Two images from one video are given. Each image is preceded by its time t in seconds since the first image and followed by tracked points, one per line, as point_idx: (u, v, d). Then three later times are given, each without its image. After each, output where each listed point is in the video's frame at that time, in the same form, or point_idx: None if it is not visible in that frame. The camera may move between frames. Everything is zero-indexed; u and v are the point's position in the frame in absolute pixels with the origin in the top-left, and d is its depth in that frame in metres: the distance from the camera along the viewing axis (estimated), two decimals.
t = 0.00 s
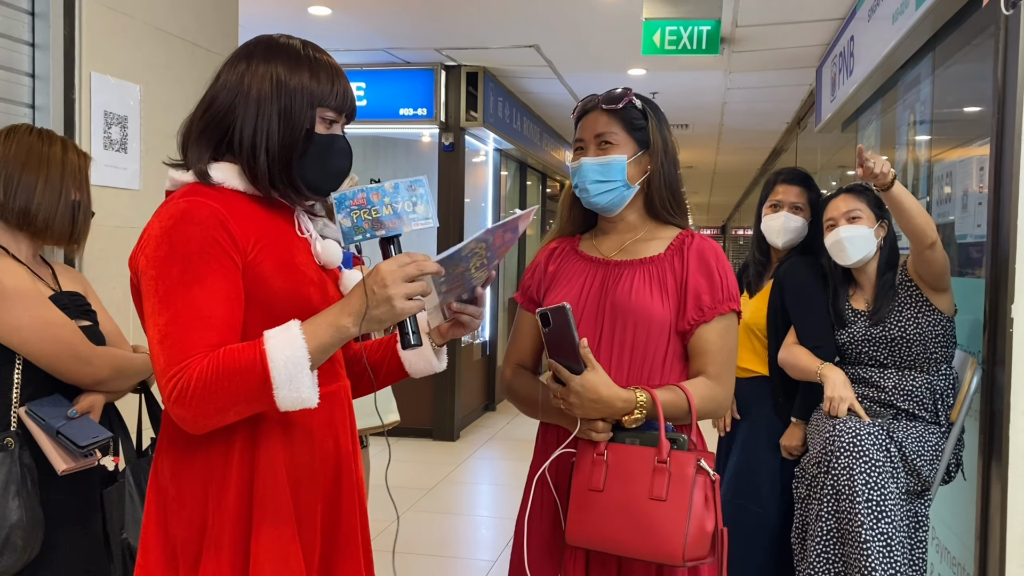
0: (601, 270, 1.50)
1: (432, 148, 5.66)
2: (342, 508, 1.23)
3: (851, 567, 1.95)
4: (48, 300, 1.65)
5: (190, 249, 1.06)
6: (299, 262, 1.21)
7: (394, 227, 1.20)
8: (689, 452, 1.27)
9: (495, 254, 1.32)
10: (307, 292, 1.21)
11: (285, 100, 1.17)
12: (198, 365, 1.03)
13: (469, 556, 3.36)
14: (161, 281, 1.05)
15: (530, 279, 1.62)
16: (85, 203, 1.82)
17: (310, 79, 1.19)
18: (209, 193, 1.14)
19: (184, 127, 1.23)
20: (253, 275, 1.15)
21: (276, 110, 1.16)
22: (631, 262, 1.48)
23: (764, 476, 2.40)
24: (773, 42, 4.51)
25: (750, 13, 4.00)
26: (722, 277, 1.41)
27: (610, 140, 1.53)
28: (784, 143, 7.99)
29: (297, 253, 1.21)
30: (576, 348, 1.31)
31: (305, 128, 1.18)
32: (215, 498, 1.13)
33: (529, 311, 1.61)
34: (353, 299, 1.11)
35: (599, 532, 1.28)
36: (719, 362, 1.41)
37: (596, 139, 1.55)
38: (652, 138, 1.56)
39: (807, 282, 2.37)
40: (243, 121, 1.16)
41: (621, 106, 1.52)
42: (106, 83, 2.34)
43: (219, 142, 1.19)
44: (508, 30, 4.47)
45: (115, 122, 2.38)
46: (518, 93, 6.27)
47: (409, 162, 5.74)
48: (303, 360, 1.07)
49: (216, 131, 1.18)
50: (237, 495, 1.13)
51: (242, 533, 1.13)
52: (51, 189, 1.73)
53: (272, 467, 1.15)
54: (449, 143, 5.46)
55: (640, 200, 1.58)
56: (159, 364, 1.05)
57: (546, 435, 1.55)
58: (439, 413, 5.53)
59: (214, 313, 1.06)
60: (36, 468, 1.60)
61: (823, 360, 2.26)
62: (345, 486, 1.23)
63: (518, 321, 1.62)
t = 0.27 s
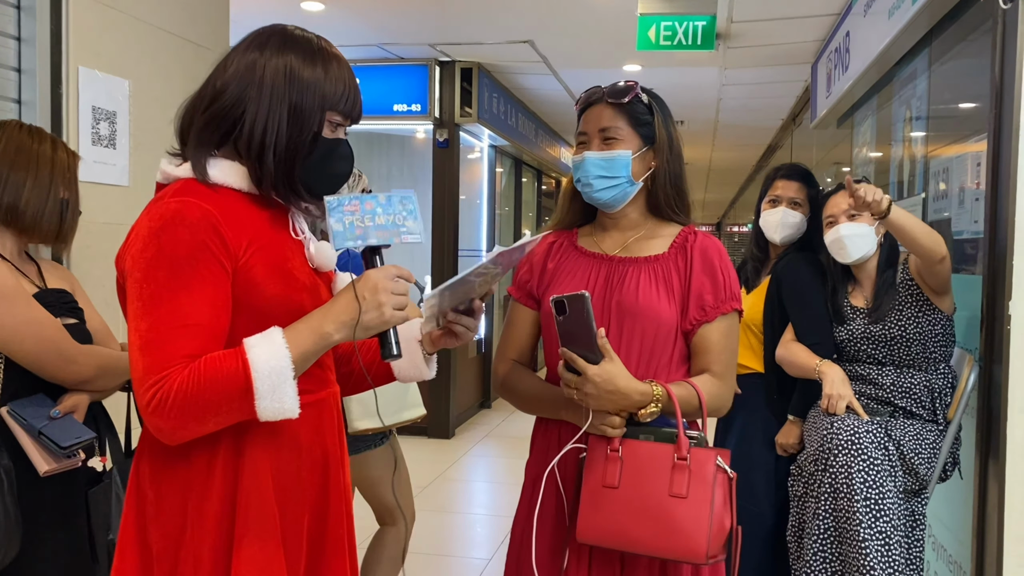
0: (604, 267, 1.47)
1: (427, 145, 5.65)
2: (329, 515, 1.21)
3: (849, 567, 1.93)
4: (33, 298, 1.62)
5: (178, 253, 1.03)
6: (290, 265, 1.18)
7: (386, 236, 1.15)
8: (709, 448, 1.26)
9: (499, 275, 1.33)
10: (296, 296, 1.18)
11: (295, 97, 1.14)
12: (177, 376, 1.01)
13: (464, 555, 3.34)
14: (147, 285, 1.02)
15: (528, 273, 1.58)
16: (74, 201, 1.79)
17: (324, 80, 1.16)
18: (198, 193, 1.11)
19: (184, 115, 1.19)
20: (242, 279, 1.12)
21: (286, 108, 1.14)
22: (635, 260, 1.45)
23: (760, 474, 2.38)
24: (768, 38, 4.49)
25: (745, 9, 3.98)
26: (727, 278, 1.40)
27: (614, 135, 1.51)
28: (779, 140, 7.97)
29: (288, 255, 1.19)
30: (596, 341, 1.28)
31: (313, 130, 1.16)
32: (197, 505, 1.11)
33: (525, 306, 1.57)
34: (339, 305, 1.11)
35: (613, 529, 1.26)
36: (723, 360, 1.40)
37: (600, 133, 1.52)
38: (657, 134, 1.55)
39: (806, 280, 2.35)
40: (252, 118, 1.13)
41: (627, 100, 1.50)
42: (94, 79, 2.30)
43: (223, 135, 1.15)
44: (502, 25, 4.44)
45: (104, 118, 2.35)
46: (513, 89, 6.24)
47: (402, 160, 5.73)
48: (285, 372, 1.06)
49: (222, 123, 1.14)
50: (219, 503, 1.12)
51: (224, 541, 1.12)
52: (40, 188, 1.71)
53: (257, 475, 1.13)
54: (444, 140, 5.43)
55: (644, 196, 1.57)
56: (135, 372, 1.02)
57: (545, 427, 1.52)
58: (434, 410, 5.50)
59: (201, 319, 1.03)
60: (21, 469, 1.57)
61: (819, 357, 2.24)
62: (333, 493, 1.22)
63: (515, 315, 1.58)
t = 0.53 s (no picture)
0: (601, 265, 1.45)
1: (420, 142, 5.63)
2: (315, 523, 1.20)
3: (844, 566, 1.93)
4: (20, 299, 1.60)
5: (167, 265, 1.01)
6: (279, 273, 1.17)
7: (382, 257, 1.24)
8: (723, 451, 1.25)
9: (479, 259, 1.24)
10: (285, 305, 1.17)
11: (291, 94, 1.12)
12: (172, 391, 1.00)
13: (458, 555, 3.33)
14: (136, 297, 1.00)
15: (523, 271, 1.55)
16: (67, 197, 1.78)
17: (319, 78, 1.15)
18: (185, 202, 1.09)
19: (177, 115, 1.17)
20: (231, 288, 1.10)
21: (280, 107, 1.12)
22: (633, 258, 1.44)
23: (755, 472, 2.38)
24: (762, 35, 4.48)
25: (739, 6, 3.97)
26: (724, 277, 1.40)
27: (604, 138, 1.50)
28: (773, 137, 7.97)
29: (277, 263, 1.17)
30: (609, 341, 1.27)
31: (308, 128, 1.15)
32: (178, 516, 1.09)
33: (519, 305, 1.55)
34: (332, 327, 1.13)
35: (626, 530, 1.24)
36: (726, 360, 1.41)
37: (591, 134, 1.50)
38: (648, 131, 1.54)
39: (805, 277, 2.36)
40: (245, 117, 1.11)
41: (616, 100, 1.48)
42: (83, 76, 2.28)
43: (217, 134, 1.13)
44: (496, 22, 4.41)
45: (92, 116, 2.32)
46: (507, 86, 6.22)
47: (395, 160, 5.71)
48: (281, 398, 1.07)
49: (215, 123, 1.12)
50: (201, 513, 1.10)
51: (205, 551, 1.10)
52: (33, 185, 1.68)
53: (241, 486, 1.11)
54: (437, 138, 5.43)
55: (638, 194, 1.56)
56: (124, 385, 1.00)
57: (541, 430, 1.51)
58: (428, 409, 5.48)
59: (192, 332, 1.02)
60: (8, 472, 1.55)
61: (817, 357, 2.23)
62: (319, 501, 1.21)
63: (510, 313, 1.56)
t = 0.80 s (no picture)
0: (593, 269, 1.46)
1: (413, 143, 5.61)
2: (313, 525, 1.20)
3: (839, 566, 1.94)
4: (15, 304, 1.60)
5: (157, 267, 1.03)
6: (275, 277, 1.17)
7: (358, 248, 1.13)
8: (718, 450, 1.26)
9: (451, 252, 1.23)
10: (280, 309, 1.17)
11: (281, 104, 1.13)
12: (161, 387, 1.01)
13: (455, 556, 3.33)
14: (130, 298, 1.02)
15: (516, 277, 1.55)
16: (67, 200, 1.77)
17: (310, 85, 1.15)
18: (179, 207, 1.11)
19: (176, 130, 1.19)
20: (224, 291, 1.11)
21: (271, 115, 1.12)
22: (625, 260, 1.44)
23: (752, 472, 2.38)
24: (755, 35, 4.49)
25: (732, 6, 3.99)
26: (716, 275, 1.40)
27: (599, 136, 1.50)
28: (766, 136, 7.99)
29: (273, 266, 1.17)
30: (597, 345, 1.28)
31: (300, 135, 1.15)
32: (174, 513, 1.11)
33: (514, 311, 1.55)
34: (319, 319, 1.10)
35: (622, 533, 1.25)
36: (721, 360, 1.41)
37: (585, 135, 1.50)
38: (640, 132, 1.54)
39: (799, 276, 2.37)
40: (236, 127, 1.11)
41: (609, 101, 1.48)
42: (76, 79, 2.27)
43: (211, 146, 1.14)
44: (489, 23, 4.41)
45: (85, 119, 2.31)
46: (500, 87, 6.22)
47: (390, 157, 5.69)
48: (267, 383, 1.06)
49: (206, 128, 1.12)
50: (196, 511, 1.11)
51: (199, 549, 1.11)
52: (34, 189, 1.67)
53: (235, 486, 1.12)
54: (431, 138, 5.43)
55: (629, 195, 1.55)
56: (119, 383, 1.03)
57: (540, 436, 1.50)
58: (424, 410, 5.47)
59: (182, 331, 1.04)
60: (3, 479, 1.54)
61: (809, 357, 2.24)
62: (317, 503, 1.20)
63: (505, 322, 1.56)
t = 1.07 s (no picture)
0: (582, 270, 1.45)
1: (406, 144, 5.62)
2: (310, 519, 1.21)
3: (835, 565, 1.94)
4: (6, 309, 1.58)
5: (147, 268, 1.05)
6: (269, 277, 1.17)
7: (334, 251, 1.11)
8: (707, 450, 1.25)
9: (434, 242, 1.15)
10: (273, 309, 1.17)
11: (268, 110, 1.12)
12: (149, 381, 1.03)
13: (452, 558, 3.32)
14: (124, 298, 1.05)
15: (503, 281, 1.54)
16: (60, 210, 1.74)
17: (298, 92, 1.14)
18: (173, 210, 1.12)
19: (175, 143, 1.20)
20: (216, 290, 1.12)
21: (258, 121, 1.12)
22: (614, 262, 1.44)
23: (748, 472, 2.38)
24: (748, 35, 4.50)
25: (725, 6, 3.99)
26: (704, 275, 1.40)
27: (592, 135, 1.49)
28: (759, 136, 8.01)
29: (267, 266, 1.17)
30: (585, 347, 1.27)
31: (286, 139, 1.14)
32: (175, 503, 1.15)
33: (503, 315, 1.54)
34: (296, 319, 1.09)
35: (614, 536, 1.24)
36: (709, 359, 1.41)
37: (578, 133, 1.50)
38: (632, 133, 1.54)
39: (789, 274, 2.37)
40: (226, 135, 1.11)
41: (602, 101, 1.48)
42: (66, 82, 2.25)
43: (205, 155, 1.14)
44: (482, 24, 4.41)
45: (76, 122, 2.29)
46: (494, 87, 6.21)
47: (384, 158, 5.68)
48: (247, 381, 1.06)
49: (201, 139, 1.13)
50: (195, 502, 1.15)
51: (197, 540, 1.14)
52: (33, 199, 1.66)
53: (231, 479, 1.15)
54: (424, 139, 5.45)
55: (619, 196, 1.55)
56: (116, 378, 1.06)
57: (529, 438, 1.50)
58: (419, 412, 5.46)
59: (171, 330, 1.05)
60: None
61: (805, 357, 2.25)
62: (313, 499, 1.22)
63: (494, 326, 1.55)
